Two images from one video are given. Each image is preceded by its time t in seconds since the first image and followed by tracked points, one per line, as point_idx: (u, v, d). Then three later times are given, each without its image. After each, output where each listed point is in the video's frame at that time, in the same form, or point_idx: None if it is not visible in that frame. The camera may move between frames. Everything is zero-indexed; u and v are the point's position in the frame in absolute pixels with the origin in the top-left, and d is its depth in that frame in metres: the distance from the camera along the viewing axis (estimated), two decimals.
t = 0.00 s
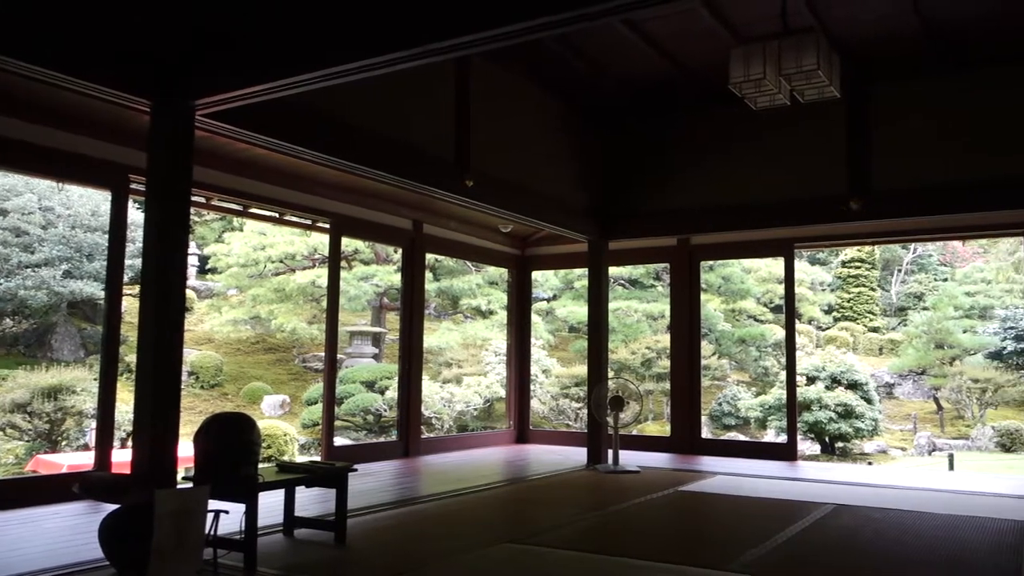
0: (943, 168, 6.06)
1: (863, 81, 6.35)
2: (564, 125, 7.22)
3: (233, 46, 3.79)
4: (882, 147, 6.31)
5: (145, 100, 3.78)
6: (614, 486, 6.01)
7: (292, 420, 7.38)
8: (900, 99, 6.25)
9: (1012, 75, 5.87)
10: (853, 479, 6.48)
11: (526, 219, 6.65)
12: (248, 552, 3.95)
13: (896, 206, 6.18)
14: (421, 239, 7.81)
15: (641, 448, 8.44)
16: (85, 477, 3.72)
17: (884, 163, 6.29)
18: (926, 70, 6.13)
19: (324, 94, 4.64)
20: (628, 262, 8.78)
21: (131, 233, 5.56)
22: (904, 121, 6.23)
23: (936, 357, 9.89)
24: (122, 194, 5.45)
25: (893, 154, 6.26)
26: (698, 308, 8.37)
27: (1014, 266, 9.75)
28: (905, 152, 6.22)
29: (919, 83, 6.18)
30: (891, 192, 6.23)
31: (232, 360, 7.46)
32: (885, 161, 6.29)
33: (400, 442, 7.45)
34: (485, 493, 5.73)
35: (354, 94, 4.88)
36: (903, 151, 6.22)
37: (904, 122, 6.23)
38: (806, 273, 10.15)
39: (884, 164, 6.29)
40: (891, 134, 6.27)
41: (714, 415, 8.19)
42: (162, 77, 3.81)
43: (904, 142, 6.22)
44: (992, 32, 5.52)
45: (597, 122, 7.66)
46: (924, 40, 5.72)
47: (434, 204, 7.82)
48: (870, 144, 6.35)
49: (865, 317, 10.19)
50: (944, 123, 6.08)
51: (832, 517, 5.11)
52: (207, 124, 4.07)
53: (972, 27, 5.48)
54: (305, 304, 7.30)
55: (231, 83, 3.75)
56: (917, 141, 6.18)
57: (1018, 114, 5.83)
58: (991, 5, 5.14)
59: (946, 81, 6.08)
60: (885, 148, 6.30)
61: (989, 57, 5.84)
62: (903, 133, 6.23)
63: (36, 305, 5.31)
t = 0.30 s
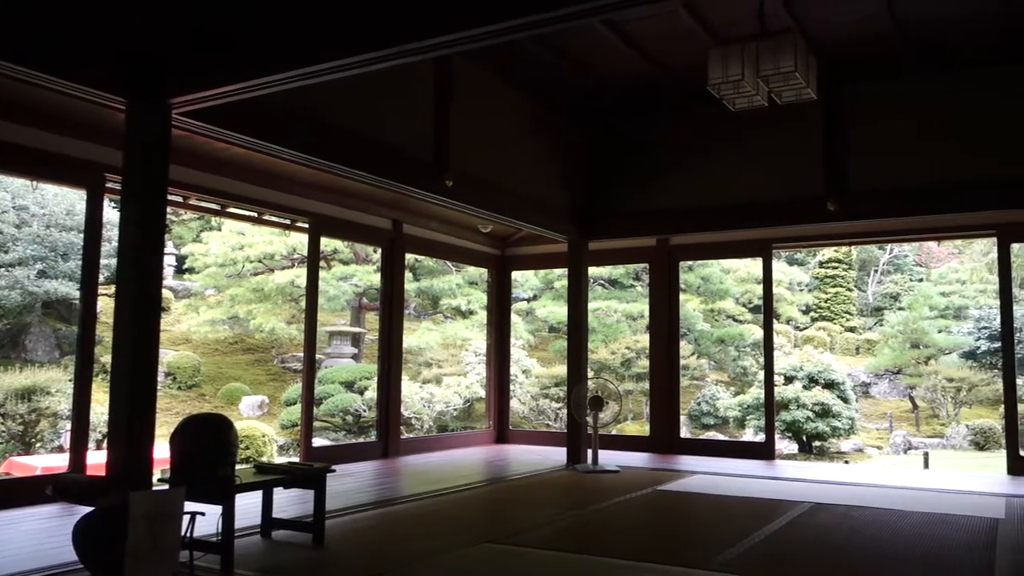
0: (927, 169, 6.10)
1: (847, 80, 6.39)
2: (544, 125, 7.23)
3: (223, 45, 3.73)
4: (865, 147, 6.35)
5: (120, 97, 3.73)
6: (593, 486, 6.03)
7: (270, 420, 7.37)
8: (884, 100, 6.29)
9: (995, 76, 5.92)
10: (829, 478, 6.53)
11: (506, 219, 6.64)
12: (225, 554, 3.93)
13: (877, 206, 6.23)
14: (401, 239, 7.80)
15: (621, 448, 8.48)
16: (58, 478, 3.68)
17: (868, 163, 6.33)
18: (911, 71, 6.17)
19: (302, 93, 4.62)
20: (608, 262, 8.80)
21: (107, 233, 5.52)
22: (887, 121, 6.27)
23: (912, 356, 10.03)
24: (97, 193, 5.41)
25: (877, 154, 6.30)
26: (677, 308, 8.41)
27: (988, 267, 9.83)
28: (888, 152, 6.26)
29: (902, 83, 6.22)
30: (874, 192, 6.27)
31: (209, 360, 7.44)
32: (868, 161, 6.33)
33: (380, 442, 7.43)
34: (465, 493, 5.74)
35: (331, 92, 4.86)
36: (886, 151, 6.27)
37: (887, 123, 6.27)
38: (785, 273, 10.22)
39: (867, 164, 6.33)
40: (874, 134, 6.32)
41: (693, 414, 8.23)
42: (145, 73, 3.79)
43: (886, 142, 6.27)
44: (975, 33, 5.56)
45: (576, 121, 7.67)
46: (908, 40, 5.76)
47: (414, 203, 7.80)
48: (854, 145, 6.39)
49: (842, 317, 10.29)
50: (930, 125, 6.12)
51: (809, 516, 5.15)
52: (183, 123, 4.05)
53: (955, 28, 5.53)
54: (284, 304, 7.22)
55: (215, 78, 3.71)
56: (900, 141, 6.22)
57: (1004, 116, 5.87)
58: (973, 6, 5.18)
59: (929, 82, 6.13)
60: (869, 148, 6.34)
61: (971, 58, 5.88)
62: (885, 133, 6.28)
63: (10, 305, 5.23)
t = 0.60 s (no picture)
0: (925, 168, 6.09)
1: (844, 79, 6.38)
2: (521, 126, 7.24)
3: (228, 44, 3.62)
4: (862, 147, 6.33)
5: (90, 96, 3.68)
6: (569, 485, 6.05)
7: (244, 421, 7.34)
8: (881, 100, 6.28)
9: (992, 76, 5.91)
10: (803, 476, 6.60)
11: (481, 219, 6.64)
12: (197, 557, 3.89)
13: (850, 206, 6.30)
14: (377, 239, 7.77)
15: (596, 448, 8.52)
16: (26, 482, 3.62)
17: (865, 163, 6.31)
18: (908, 71, 6.16)
19: (275, 92, 4.59)
20: (585, 263, 8.82)
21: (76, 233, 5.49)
22: (885, 121, 6.25)
23: (884, 356, 10.16)
24: (68, 193, 5.35)
25: (873, 154, 6.29)
26: (652, 308, 8.46)
27: (958, 267, 9.99)
28: (885, 152, 6.25)
29: (899, 83, 6.21)
30: (856, 192, 6.31)
31: (182, 361, 7.37)
32: (864, 161, 6.31)
33: (355, 443, 7.41)
34: (440, 493, 5.75)
35: (306, 91, 4.83)
36: (884, 151, 6.25)
37: (884, 122, 6.25)
38: (760, 273, 10.30)
39: (864, 164, 6.31)
40: (870, 134, 6.30)
41: (669, 414, 8.28)
42: (133, 74, 3.78)
43: (883, 143, 6.25)
44: (972, 33, 5.56)
45: (552, 122, 7.69)
46: (907, 39, 5.75)
47: (390, 203, 7.77)
48: (851, 144, 6.37)
49: (816, 317, 10.40)
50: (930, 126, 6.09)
51: (783, 514, 5.20)
52: (154, 122, 4.00)
53: (953, 28, 5.52)
54: (258, 305, 7.17)
55: (206, 74, 3.62)
56: (896, 141, 6.21)
57: (1002, 116, 5.86)
58: (969, 6, 5.20)
59: (926, 81, 6.11)
60: (866, 148, 6.32)
61: (969, 58, 5.87)
62: (883, 133, 6.26)
63: None
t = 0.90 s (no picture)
0: (926, 168, 6.07)
1: (841, 80, 6.36)
2: (498, 126, 7.25)
3: (227, 44, 3.53)
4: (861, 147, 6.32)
5: (61, 94, 3.61)
6: (546, 485, 6.07)
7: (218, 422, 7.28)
8: (878, 100, 6.27)
9: (990, 76, 5.89)
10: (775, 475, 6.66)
11: (457, 219, 6.63)
12: (168, 560, 3.83)
13: (825, 208, 6.37)
14: (353, 238, 7.73)
15: (572, 448, 8.54)
16: None
17: (862, 163, 6.29)
18: (904, 71, 6.16)
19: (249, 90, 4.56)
20: (562, 263, 8.83)
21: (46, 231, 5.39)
22: (881, 121, 6.24)
23: (856, 356, 10.28)
24: (37, 190, 5.27)
25: (872, 154, 6.27)
26: (628, 308, 8.50)
27: (928, 268, 10.15)
28: (882, 152, 6.24)
29: (897, 83, 6.21)
30: (831, 194, 6.37)
31: (155, 361, 7.29)
32: (862, 161, 6.30)
33: (329, 444, 7.37)
34: (415, 493, 5.75)
35: (281, 90, 4.80)
36: (880, 151, 6.24)
37: (881, 123, 6.24)
38: (735, 274, 10.38)
39: (862, 164, 6.29)
40: (867, 134, 6.29)
41: (644, 414, 8.32)
42: (115, 71, 3.72)
43: (880, 143, 6.24)
44: (972, 33, 5.57)
45: (529, 122, 7.70)
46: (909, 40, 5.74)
47: (366, 203, 7.74)
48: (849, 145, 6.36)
49: (789, 318, 10.50)
50: (929, 126, 6.07)
51: (756, 513, 5.25)
52: (126, 119, 3.95)
53: (954, 28, 5.52)
54: (233, 305, 7.09)
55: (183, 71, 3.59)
56: (893, 141, 6.20)
57: (1000, 116, 5.85)
58: (954, 9, 5.25)
59: (924, 82, 6.11)
60: (865, 148, 6.30)
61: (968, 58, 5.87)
62: (879, 133, 6.25)
63: None
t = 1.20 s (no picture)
0: (927, 167, 6.08)
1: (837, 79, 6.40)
2: (477, 125, 7.26)
3: (227, 43, 3.45)
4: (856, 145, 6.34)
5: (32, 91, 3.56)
6: (524, 486, 6.08)
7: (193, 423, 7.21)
8: (875, 98, 6.30)
9: (989, 76, 5.93)
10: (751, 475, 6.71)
11: (436, 219, 6.62)
12: (141, 561, 3.80)
13: (802, 209, 6.43)
14: (330, 238, 7.70)
15: (549, 448, 8.56)
16: None
17: (859, 162, 6.31)
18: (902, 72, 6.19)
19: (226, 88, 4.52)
20: (541, 263, 8.85)
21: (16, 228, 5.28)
22: (877, 119, 6.27)
23: (830, 356, 10.39)
24: (8, 186, 5.19)
25: (867, 153, 6.29)
26: (605, 308, 8.54)
27: (902, 270, 10.30)
28: (879, 151, 6.25)
29: (894, 82, 6.24)
30: (808, 196, 6.44)
31: (129, 362, 7.22)
32: (856, 161, 6.32)
33: (306, 444, 7.34)
34: (392, 494, 5.73)
35: (257, 88, 4.77)
36: (876, 149, 6.26)
37: (877, 121, 6.27)
38: (712, 275, 10.46)
39: (858, 163, 6.31)
40: (862, 133, 6.31)
41: (622, 414, 8.35)
42: (91, 67, 3.67)
43: (876, 141, 6.26)
44: (971, 34, 5.57)
45: (508, 122, 7.72)
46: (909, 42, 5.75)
47: (344, 202, 7.71)
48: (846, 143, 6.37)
49: (765, 318, 10.59)
50: (928, 125, 6.10)
51: (732, 512, 5.29)
52: (98, 116, 3.91)
53: (954, 30, 5.53)
54: (208, 304, 7.10)
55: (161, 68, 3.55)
56: (890, 140, 6.22)
57: (999, 115, 5.89)
58: (931, 13, 5.32)
59: (922, 82, 6.15)
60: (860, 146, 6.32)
61: (968, 59, 5.89)
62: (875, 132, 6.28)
63: None
